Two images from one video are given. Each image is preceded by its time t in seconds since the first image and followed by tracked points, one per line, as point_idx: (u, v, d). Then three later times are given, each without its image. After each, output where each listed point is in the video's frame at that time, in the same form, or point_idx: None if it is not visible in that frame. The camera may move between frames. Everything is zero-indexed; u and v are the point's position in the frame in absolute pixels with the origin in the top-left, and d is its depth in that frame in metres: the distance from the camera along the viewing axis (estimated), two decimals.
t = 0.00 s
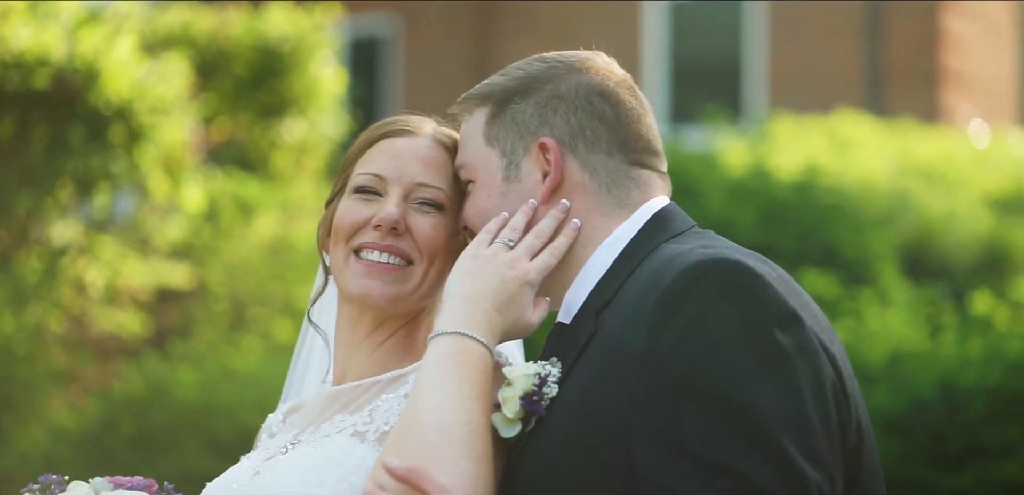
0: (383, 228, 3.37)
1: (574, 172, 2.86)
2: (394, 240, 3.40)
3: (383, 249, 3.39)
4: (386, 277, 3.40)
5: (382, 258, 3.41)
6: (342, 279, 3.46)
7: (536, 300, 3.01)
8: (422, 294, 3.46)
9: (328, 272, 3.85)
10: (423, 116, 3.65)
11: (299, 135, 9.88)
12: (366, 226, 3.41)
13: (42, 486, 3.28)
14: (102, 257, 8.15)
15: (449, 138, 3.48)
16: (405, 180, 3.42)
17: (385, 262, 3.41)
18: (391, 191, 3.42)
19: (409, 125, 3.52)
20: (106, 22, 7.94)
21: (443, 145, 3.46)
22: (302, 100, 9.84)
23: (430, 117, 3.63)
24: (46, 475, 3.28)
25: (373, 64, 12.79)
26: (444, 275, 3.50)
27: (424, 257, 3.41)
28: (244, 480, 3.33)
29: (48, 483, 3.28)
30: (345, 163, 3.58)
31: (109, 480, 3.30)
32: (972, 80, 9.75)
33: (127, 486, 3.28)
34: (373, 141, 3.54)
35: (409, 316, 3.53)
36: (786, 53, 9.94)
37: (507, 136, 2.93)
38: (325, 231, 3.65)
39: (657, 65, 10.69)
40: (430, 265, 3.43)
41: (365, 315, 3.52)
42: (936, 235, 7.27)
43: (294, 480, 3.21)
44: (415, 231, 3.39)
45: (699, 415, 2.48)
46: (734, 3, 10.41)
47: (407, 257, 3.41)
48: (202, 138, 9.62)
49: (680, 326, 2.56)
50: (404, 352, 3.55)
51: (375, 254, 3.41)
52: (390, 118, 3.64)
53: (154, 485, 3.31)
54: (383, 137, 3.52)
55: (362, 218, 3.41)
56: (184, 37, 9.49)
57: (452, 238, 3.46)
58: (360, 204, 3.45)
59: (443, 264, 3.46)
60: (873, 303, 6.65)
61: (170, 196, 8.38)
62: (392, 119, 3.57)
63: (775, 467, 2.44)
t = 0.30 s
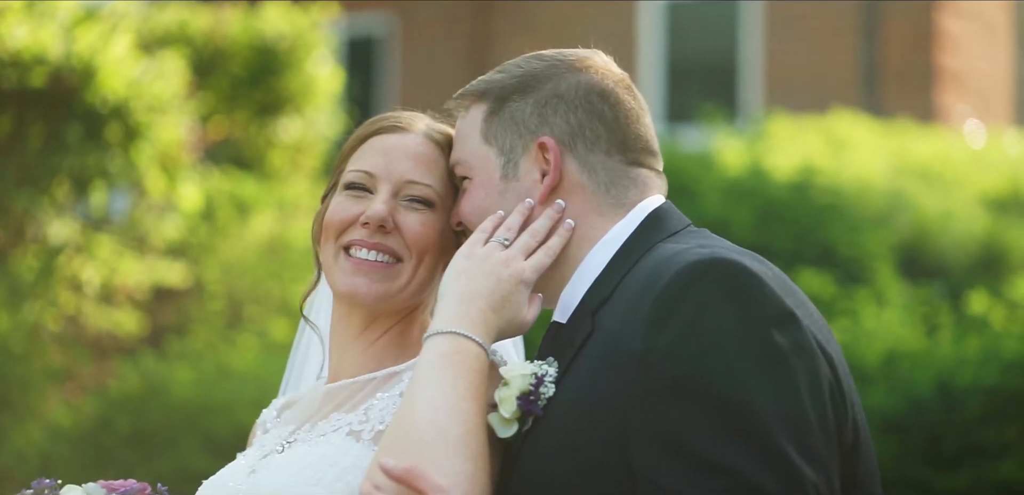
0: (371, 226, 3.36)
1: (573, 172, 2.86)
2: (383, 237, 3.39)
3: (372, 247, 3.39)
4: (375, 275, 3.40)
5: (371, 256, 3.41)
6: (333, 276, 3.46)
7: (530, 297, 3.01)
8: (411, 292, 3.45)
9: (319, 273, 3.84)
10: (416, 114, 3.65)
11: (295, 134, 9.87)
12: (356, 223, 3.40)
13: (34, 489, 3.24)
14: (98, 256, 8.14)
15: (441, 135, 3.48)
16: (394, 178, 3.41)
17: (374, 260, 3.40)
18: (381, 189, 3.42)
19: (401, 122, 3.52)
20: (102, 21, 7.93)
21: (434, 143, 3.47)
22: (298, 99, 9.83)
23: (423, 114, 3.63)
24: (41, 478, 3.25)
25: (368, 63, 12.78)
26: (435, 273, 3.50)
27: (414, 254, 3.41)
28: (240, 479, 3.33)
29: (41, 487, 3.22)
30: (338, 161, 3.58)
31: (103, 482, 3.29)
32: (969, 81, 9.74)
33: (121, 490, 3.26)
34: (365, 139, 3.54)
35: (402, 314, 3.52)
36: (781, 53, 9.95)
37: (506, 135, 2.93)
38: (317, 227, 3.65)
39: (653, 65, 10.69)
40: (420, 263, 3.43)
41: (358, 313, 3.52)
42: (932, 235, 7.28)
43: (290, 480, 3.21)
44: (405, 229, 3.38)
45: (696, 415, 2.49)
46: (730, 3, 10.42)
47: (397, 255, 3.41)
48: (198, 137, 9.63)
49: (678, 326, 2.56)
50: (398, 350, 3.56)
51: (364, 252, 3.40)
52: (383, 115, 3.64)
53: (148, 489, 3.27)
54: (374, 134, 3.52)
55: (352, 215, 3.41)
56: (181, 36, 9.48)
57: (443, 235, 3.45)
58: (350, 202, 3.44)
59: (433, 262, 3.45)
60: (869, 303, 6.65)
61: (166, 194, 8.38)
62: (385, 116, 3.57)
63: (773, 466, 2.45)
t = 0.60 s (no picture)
0: (369, 233, 3.36)
1: (575, 177, 2.86)
2: (381, 245, 3.39)
3: (370, 254, 3.39)
4: (373, 282, 3.41)
5: (369, 263, 3.41)
6: (331, 282, 3.46)
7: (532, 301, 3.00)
8: (409, 298, 3.46)
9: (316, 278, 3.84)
10: (415, 116, 3.63)
11: (294, 137, 9.87)
12: (354, 230, 3.41)
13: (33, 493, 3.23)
14: (98, 258, 8.14)
15: (439, 139, 3.47)
16: (392, 184, 3.41)
17: (372, 266, 3.41)
18: (379, 195, 3.42)
19: (399, 126, 3.50)
20: (103, 23, 7.94)
21: (432, 147, 3.45)
22: (298, 102, 9.83)
23: (421, 116, 3.62)
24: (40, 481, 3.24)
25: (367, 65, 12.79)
26: (432, 278, 3.50)
27: (412, 261, 3.41)
28: (240, 482, 3.33)
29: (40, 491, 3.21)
30: (336, 166, 3.57)
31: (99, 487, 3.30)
32: (968, 85, 9.75)
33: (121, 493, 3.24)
34: (362, 144, 3.53)
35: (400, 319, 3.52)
36: (780, 57, 9.96)
37: (508, 139, 2.92)
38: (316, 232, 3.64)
39: (653, 69, 10.71)
40: (418, 270, 3.44)
41: (356, 319, 3.51)
42: (931, 240, 7.29)
43: (290, 484, 3.22)
44: (402, 236, 3.39)
45: (698, 420, 2.49)
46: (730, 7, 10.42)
47: (394, 261, 3.42)
48: (198, 139, 9.63)
49: (682, 331, 2.56)
50: (398, 355, 3.55)
51: (362, 259, 3.41)
52: (381, 118, 3.63)
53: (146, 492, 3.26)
54: (371, 139, 3.51)
55: (350, 222, 3.41)
56: (181, 38, 9.50)
57: (442, 240, 3.46)
58: (349, 208, 3.44)
59: (431, 268, 3.46)
60: (869, 307, 6.65)
61: (166, 197, 8.39)
62: (383, 120, 3.56)
63: (775, 472, 2.46)
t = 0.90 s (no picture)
0: (371, 232, 3.36)
1: (578, 179, 2.87)
2: (383, 244, 3.39)
3: (372, 253, 3.39)
4: (375, 281, 3.41)
5: (371, 262, 3.41)
6: (333, 281, 3.46)
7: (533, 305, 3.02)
8: (411, 299, 3.46)
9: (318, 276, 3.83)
10: (416, 117, 3.64)
11: (293, 138, 9.85)
12: (355, 229, 3.41)
13: None
14: (97, 259, 8.15)
15: (441, 140, 3.48)
16: (394, 183, 3.42)
17: (374, 265, 3.41)
18: (381, 195, 3.42)
19: (401, 127, 3.51)
20: (103, 24, 7.95)
21: (434, 148, 3.46)
22: (298, 103, 9.83)
23: (423, 117, 3.63)
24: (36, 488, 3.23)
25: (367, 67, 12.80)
26: (433, 280, 3.51)
27: (414, 260, 3.41)
28: (242, 483, 3.33)
29: None
30: (338, 165, 3.58)
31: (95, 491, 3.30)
32: (967, 88, 9.75)
33: None
34: (365, 144, 3.53)
35: (402, 320, 3.53)
36: (779, 60, 9.96)
37: (510, 140, 2.93)
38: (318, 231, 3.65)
39: (652, 72, 10.72)
40: (420, 269, 3.44)
41: (359, 320, 3.52)
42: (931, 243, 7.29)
43: (292, 485, 3.22)
44: (404, 235, 3.39)
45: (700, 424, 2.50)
46: (729, 9, 10.43)
47: (397, 260, 3.41)
48: (197, 140, 9.64)
49: (684, 336, 2.57)
50: (399, 356, 3.56)
51: (365, 258, 3.41)
52: (382, 118, 3.63)
53: None
54: (373, 139, 3.52)
55: (353, 221, 3.41)
56: (181, 39, 9.52)
57: (443, 240, 3.46)
58: (351, 207, 3.44)
59: (433, 268, 3.46)
60: (868, 309, 6.66)
61: (166, 198, 8.39)
62: (384, 121, 3.56)
63: (778, 476, 2.46)
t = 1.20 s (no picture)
0: (376, 229, 3.37)
1: (582, 172, 2.87)
2: (388, 241, 3.39)
3: (377, 251, 3.40)
4: (380, 280, 3.41)
5: (376, 260, 3.41)
6: (340, 279, 3.48)
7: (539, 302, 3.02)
8: (416, 297, 3.46)
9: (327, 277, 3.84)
10: (421, 114, 3.65)
11: (293, 134, 9.90)
12: (361, 227, 3.42)
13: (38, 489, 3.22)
14: (96, 253, 8.16)
15: (445, 136, 3.48)
16: (399, 180, 3.42)
17: (380, 263, 3.41)
18: (385, 192, 3.43)
19: (404, 123, 3.52)
20: (101, 18, 7.94)
21: (438, 144, 3.47)
22: (296, 99, 9.83)
23: (428, 113, 3.63)
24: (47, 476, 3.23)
25: (365, 62, 12.80)
26: (440, 276, 3.50)
27: (419, 257, 3.41)
28: (249, 477, 3.34)
29: (45, 486, 3.21)
30: (344, 165, 3.59)
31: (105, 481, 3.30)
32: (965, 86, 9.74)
33: (125, 489, 3.26)
34: (369, 141, 3.54)
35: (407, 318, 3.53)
36: (777, 56, 9.97)
37: (514, 134, 2.93)
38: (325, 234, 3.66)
39: (650, 68, 10.73)
40: (425, 266, 3.43)
41: (364, 318, 3.52)
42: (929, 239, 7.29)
43: (298, 480, 3.23)
44: (409, 232, 3.39)
45: (701, 422, 2.50)
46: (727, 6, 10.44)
47: (402, 258, 3.41)
48: (195, 136, 9.64)
49: (686, 333, 2.58)
50: (405, 353, 3.56)
51: (370, 256, 3.41)
52: (388, 116, 3.64)
53: (152, 487, 3.28)
54: (378, 136, 3.53)
55: (357, 219, 3.42)
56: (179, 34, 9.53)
57: (449, 235, 3.45)
58: (355, 206, 3.45)
59: (439, 264, 3.45)
60: (866, 305, 6.66)
61: (164, 193, 8.39)
62: (387, 118, 3.57)
63: (779, 475, 2.47)
